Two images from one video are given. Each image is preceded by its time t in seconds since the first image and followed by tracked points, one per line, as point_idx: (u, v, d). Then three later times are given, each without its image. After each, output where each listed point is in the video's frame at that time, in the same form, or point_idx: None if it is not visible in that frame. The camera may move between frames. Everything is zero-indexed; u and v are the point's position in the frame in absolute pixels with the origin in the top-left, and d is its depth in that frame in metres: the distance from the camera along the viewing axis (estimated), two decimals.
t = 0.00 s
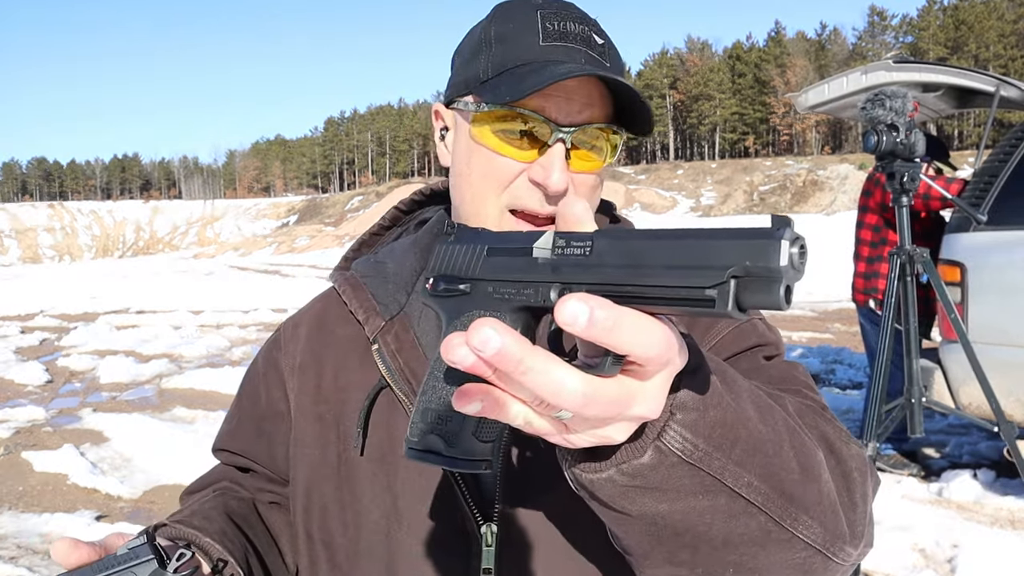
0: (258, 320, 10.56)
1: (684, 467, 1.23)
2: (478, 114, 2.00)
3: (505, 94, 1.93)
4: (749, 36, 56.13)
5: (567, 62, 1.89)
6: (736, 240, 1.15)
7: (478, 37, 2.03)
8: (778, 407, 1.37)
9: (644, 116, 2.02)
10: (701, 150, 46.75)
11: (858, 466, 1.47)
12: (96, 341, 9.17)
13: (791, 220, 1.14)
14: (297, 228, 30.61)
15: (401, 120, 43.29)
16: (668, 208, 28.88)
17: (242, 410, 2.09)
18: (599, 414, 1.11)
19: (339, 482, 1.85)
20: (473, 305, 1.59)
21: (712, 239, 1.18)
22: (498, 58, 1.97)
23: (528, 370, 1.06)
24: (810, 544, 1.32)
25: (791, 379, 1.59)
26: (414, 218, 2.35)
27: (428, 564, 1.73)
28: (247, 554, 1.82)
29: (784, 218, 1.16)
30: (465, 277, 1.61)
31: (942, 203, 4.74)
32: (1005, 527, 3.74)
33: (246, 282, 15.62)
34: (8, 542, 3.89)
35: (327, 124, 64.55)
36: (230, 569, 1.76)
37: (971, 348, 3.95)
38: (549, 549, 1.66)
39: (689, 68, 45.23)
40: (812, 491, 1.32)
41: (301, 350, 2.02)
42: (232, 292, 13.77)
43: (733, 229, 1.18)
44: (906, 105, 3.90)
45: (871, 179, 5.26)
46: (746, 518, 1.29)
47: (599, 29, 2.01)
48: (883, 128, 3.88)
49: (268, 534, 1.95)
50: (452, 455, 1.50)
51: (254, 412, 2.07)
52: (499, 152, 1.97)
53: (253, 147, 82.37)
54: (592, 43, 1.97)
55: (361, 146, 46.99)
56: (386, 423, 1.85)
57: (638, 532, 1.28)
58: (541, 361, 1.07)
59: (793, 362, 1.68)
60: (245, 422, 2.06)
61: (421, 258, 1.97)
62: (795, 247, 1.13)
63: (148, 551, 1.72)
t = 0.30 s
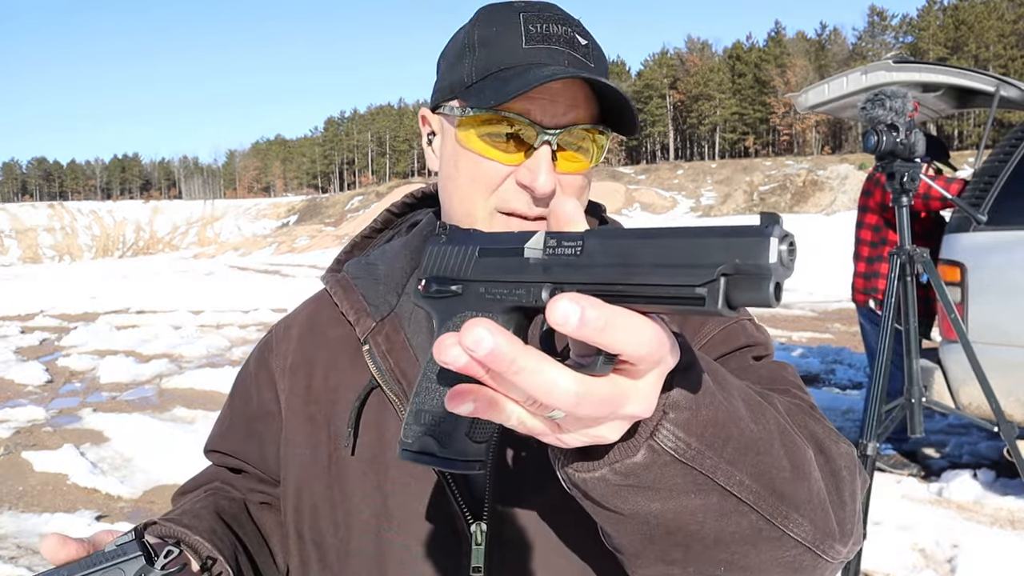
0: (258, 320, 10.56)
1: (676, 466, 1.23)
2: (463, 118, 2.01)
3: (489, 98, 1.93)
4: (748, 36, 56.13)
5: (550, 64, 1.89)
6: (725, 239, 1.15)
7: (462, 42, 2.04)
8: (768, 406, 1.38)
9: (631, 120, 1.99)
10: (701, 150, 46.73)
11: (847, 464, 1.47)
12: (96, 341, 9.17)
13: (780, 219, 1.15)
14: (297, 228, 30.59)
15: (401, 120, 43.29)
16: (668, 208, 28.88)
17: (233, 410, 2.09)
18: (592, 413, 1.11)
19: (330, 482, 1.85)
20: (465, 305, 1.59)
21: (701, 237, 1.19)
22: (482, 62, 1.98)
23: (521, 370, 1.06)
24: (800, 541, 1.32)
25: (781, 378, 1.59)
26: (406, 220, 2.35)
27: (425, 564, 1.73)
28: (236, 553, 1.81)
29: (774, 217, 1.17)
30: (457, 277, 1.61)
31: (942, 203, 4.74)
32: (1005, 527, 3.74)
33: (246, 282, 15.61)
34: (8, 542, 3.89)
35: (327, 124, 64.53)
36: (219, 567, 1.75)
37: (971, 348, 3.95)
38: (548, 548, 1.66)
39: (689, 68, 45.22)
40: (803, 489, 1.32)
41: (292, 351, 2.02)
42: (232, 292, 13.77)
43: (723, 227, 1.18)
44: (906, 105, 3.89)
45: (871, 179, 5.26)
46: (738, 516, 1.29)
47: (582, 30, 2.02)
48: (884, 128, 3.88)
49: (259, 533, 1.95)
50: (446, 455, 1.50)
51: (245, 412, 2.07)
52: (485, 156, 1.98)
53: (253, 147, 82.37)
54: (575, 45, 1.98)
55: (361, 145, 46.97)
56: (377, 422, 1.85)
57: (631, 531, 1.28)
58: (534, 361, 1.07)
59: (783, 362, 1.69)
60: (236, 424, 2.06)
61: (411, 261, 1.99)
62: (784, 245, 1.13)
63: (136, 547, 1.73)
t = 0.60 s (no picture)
0: (258, 320, 10.56)
1: (673, 466, 1.23)
2: (454, 117, 2.01)
3: (479, 96, 1.93)
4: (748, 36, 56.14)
5: (537, 62, 1.90)
6: (719, 241, 1.16)
7: (453, 42, 2.04)
8: (763, 405, 1.38)
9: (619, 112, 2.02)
10: (701, 150, 46.73)
11: (843, 461, 1.47)
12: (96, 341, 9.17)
13: (773, 221, 1.15)
14: (297, 228, 30.58)
15: (401, 120, 43.30)
16: (668, 208, 28.89)
17: (232, 411, 2.09)
18: (588, 414, 1.11)
19: (329, 483, 1.86)
20: (461, 307, 1.59)
21: (694, 240, 1.19)
22: (471, 62, 1.98)
23: (515, 371, 1.07)
24: (796, 539, 1.32)
25: (776, 376, 1.59)
26: (403, 221, 2.35)
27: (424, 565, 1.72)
28: (237, 552, 1.81)
29: (767, 220, 1.16)
30: (453, 279, 1.61)
31: (942, 203, 4.74)
32: (1005, 527, 3.74)
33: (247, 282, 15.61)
34: (8, 542, 3.89)
35: (327, 124, 64.57)
36: (219, 566, 1.74)
37: (971, 348, 3.95)
38: (548, 548, 1.66)
39: (689, 68, 45.24)
40: (798, 487, 1.32)
41: (291, 352, 2.02)
42: (232, 292, 13.77)
43: (715, 229, 1.18)
44: (906, 105, 3.89)
45: (871, 179, 5.26)
46: (734, 515, 1.29)
47: (572, 27, 2.01)
48: (884, 128, 3.88)
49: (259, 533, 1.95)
50: (443, 456, 1.50)
51: (244, 413, 2.07)
52: (477, 154, 1.99)
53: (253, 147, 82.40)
54: (564, 42, 1.97)
55: (361, 146, 46.97)
56: (375, 422, 1.85)
57: (628, 530, 1.28)
58: (529, 362, 1.07)
59: (779, 360, 1.69)
60: (234, 424, 2.06)
61: (409, 260, 2.03)
62: (777, 248, 1.13)
63: (138, 547, 1.72)
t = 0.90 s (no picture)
0: (258, 320, 10.55)
1: (680, 469, 1.23)
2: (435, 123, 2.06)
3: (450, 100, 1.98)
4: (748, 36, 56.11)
5: (508, 61, 1.90)
6: (726, 250, 1.16)
7: (441, 49, 2.08)
8: (769, 406, 1.38)
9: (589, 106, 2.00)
10: (701, 150, 46.72)
11: (849, 462, 1.47)
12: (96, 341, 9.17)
13: (780, 231, 1.15)
14: (297, 228, 30.57)
15: (401, 120, 43.29)
16: (668, 208, 28.88)
17: (238, 407, 2.08)
18: (593, 419, 1.11)
19: (335, 480, 1.85)
20: (469, 310, 1.59)
21: (701, 247, 1.19)
22: (451, 66, 2.01)
23: (521, 375, 1.07)
24: (802, 541, 1.32)
25: (781, 377, 1.60)
26: (409, 220, 2.36)
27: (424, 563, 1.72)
28: (241, 545, 1.80)
29: (774, 229, 1.16)
30: (461, 282, 1.61)
31: (942, 203, 4.74)
32: (1005, 527, 3.74)
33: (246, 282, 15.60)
34: (8, 542, 3.89)
35: (327, 124, 64.56)
36: (224, 560, 1.74)
37: (971, 348, 3.96)
38: (549, 549, 1.67)
39: (689, 68, 45.22)
40: (803, 488, 1.32)
41: (297, 349, 2.02)
42: (232, 292, 13.76)
43: (723, 238, 1.18)
44: (906, 104, 3.89)
45: (871, 179, 5.26)
46: (740, 517, 1.29)
47: (557, 26, 1.98)
48: (884, 128, 3.88)
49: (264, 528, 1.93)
50: (448, 457, 1.49)
51: (250, 409, 2.07)
52: (453, 158, 2.02)
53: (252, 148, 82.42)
54: (545, 40, 1.94)
55: (361, 145, 46.96)
56: (381, 420, 1.85)
57: (634, 531, 1.28)
58: (535, 366, 1.07)
59: (784, 361, 1.69)
60: (240, 420, 2.06)
61: (416, 258, 2.06)
62: (783, 258, 1.13)
63: (145, 537, 1.74)
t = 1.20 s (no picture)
0: (258, 320, 10.55)
1: (679, 457, 1.23)
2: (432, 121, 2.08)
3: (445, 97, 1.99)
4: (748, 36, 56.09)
5: (502, 56, 1.90)
6: (716, 227, 1.16)
7: (438, 50, 2.09)
8: (771, 398, 1.38)
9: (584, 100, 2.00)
10: (701, 150, 46.73)
11: (852, 455, 1.47)
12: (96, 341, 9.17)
13: (768, 208, 1.15)
14: (297, 229, 30.56)
15: (401, 120, 43.28)
16: (668, 208, 28.87)
17: (242, 401, 2.08)
18: (588, 398, 1.11)
19: (338, 474, 1.85)
20: (468, 294, 1.58)
21: (692, 226, 1.19)
22: (447, 64, 2.02)
23: (516, 352, 1.07)
24: (803, 531, 1.32)
25: (785, 371, 1.60)
26: (415, 218, 2.36)
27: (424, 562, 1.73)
28: (244, 539, 1.82)
29: (763, 207, 1.16)
30: (463, 266, 1.60)
31: (941, 203, 4.74)
32: (1005, 527, 3.75)
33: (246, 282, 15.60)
34: (8, 542, 3.89)
35: (327, 123, 64.58)
36: (226, 553, 1.75)
37: (971, 348, 3.96)
38: (549, 546, 1.67)
39: (689, 68, 45.22)
40: (805, 479, 1.32)
41: (302, 344, 2.02)
42: (232, 292, 13.77)
43: (714, 216, 1.18)
44: (906, 104, 3.88)
45: (871, 179, 5.26)
46: (740, 506, 1.29)
47: (551, 22, 1.98)
48: (883, 128, 3.88)
49: (267, 523, 1.94)
50: (448, 438, 1.48)
51: (254, 403, 2.06)
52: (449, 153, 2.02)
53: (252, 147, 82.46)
54: (539, 36, 1.94)
55: (361, 146, 46.97)
56: (385, 414, 1.85)
57: (635, 520, 1.29)
58: (530, 344, 1.08)
59: (788, 355, 1.69)
60: (244, 413, 2.05)
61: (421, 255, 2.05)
62: (771, 234, 1.13)
63: (148, 530, 1.70)
